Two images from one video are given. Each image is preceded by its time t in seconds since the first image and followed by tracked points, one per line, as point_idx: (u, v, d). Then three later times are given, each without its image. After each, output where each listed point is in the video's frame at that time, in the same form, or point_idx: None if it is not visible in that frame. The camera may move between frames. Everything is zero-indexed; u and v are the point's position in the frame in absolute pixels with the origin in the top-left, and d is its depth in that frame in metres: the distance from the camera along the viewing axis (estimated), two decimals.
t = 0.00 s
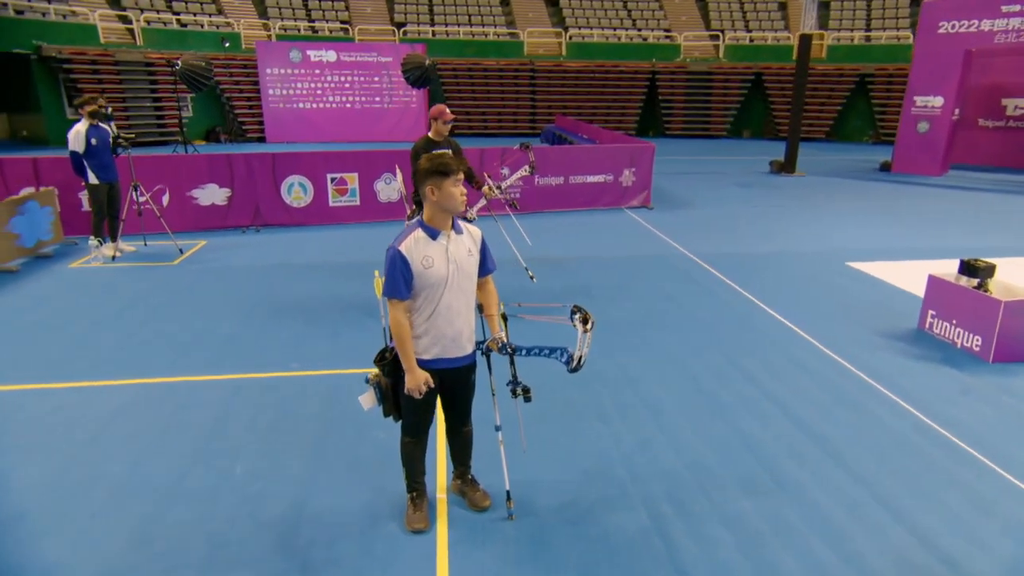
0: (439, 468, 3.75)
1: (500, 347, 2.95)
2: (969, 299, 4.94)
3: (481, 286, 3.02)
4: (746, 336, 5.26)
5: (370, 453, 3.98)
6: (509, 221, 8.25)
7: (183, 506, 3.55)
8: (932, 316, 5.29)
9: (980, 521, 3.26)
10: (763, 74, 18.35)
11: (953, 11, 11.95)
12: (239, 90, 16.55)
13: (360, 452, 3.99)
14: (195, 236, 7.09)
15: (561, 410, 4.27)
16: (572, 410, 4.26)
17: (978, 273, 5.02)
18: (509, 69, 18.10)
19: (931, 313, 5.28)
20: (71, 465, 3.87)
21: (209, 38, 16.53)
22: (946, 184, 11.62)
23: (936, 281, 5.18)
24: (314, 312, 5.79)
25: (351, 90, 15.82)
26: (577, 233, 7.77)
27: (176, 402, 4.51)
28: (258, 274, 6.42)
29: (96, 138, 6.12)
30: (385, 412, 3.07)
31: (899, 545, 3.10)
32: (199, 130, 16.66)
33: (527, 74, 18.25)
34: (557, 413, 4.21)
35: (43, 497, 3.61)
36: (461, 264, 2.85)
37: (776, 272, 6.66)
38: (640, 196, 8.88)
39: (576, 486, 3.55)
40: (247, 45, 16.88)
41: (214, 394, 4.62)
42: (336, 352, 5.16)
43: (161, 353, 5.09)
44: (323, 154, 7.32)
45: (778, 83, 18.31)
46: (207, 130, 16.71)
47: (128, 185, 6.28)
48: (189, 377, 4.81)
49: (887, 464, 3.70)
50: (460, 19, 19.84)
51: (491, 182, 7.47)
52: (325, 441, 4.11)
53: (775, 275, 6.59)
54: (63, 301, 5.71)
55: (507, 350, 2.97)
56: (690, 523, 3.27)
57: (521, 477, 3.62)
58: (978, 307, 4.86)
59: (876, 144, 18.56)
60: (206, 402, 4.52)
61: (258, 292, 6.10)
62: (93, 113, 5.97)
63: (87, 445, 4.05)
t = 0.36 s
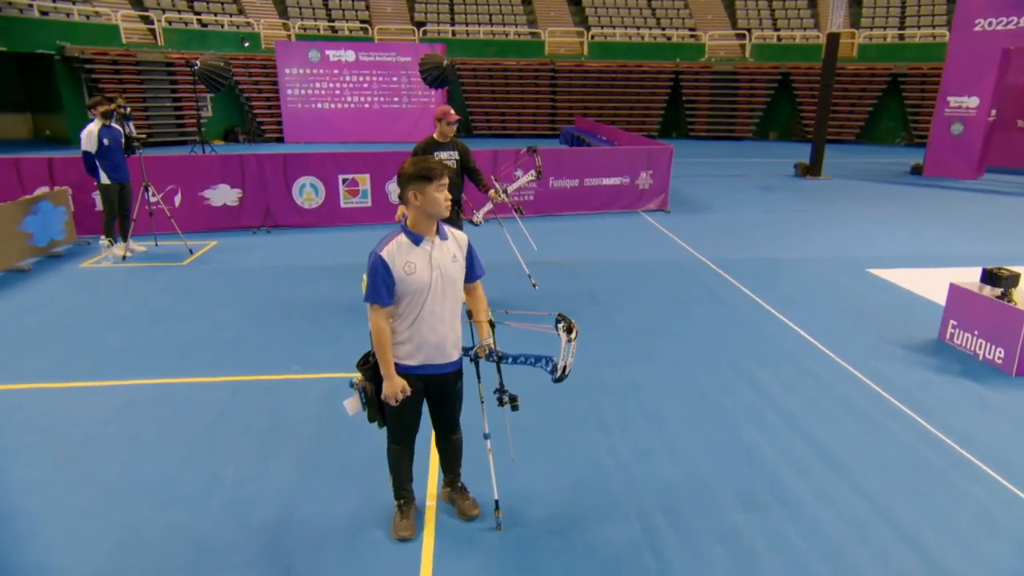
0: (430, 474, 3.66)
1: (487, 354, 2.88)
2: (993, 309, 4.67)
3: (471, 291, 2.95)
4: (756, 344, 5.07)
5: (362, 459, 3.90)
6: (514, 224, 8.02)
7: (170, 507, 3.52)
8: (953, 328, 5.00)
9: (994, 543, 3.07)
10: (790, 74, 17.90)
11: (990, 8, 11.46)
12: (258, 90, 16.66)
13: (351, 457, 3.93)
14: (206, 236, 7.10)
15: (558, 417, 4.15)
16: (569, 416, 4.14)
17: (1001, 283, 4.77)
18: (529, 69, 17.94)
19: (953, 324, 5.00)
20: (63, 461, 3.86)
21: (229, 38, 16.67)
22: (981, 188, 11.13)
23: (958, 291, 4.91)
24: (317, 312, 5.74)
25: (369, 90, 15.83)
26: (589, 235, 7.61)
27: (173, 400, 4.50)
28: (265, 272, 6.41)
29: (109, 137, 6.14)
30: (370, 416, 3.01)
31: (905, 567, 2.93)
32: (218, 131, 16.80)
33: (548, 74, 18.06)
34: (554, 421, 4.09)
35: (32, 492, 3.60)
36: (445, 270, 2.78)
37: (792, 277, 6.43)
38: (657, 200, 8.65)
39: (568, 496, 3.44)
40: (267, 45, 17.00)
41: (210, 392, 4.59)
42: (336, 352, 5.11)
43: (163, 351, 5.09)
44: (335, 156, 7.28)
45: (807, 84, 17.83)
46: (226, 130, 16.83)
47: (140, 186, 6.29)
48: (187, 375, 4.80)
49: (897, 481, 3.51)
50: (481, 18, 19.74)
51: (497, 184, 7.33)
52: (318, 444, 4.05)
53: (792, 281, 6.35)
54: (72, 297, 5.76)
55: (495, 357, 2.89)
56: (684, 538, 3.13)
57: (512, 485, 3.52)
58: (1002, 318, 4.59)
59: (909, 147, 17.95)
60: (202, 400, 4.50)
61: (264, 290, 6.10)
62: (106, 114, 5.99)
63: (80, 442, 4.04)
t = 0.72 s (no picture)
0: (420, 479, 3.52)
1: (476, 359, 2.77)
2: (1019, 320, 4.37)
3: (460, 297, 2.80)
4: (769, 351, 4.83)
5: (352, 463, 3.80)
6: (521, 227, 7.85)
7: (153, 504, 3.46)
8: (976, 339, 4.71)
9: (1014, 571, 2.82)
10: (823, 73, 17.38)
11: None
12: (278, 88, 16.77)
13: (341, 460, 3.82)
14: (218, 235, 7.09)
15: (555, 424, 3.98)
16: (567, 421, 3.98)
17: None
18: (553, 68, 17.73)
19: (976, 334, 4.71)
20: (53, 455, 3.83)
21: (251, 37, 16.80)
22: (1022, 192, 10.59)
23: (981, 299, 4.62)
24: (320, 312, 5.67)
25: (390, 88, 15.82)
26: (602, 237, 7.41)
27: (168, 396, 4.46)
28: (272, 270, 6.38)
29: (122, 137, 6.14)
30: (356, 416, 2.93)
31: None
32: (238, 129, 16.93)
33: (571, 73, 17.84)
34: (550, 427, 3.93)
35: (19, 485, 3.57)
36: (431, 274, 2.66)
37: (812, 283, 6.14)
38: (676, 203, 8.39)
39: (558, 506, 3.28)
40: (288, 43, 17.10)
41: (206, 390, 4.55)
42: (334, 352, 5.02)
43: (164, 347, 5.07)
44: (348, 156, 7.21)
45: (840, 83, 17.28)
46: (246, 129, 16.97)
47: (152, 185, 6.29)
48: (185, 372, 4.76)
49: (911, 502, 3.25)
50: (504, 16, 19.58)
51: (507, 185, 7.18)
52: (308, 446, 3.96)
53: (812, 287, 6.07)
54: (81, 292, 5.81)
55: (483, 363, 2.78)
56: (678, 553, 2.95)
57: (501, 494, 3.37)
58: None
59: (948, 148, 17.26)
60: (198, 397, 4.46)
61: (270, 288, 6.06)
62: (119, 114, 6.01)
63: (71, 437, 4.01)
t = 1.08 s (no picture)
0: (413, 481, 3.40)
1: (469, 353, 2.66)
2: None
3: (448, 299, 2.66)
4: (785, 357, 4.58)
5: (344, 463, 3.70)
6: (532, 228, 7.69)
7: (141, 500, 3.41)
8: (1001, 348, 4.39)
9: None
10: (859, 70, 16.84)
11: None
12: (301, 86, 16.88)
13: (333, 459, 3.73)
14: (233, 233, 7.09)
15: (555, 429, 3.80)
16: (567, 424, 3.82)
17: None
18: (578, 65, 17.49)
19: (1002, 343, 4.38)
20: (48, 448, 3.83)
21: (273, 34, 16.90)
22: None
23: (1008, 306, 4.30)
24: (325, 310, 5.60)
25: (412, 86, 15.77)
26: (618, 238, 7.22)
27: (168, 391, 4.43)
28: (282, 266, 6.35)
29: (138, 134, 6.14)
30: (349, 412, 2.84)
31: None
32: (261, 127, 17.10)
33: (597, 71, 17.60)
34: (549, 431, 3.77)
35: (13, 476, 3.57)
36: (415, 277, 2.51)
37: (836, 288, 5.85)
38: (697, 204, 8.12)
39: (549, 514, 3.12)
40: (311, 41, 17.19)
41: (205, 386, 4.51)
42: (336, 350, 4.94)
43: (169, 343, 5.06)
44: (363, 155, 7.14)
45: (877, 81, 16.70)
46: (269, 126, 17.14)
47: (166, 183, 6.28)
48: (187, 367, 4.73)
49: (924, 522, 3.01)
50: (530, 13, 19.39)
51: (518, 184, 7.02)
52: (302, 445, 3.87)
53: (835, 291, 5.78)
54: (94, 286, 5.86)
55: (475, 357, 2.67)
56: (670, 568, 2.78)
57: (492, 499, 3.22)
58: None
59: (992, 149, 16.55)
60: (197, 392, 4.44)
61: (278, 285, 6.03)
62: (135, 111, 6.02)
63: (68, 429, 4.01)
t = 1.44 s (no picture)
0: (407, 481, 3.26)
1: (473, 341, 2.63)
2: None
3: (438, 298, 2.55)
4: (801, 363, 4.32)
5: (337, 462, 3.59)
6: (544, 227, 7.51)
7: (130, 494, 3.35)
8: None
9: None
10: (898, 66, 16.25)
11: None
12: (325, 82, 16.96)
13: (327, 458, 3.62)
14: (248, 230, 7.08)
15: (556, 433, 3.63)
16: (570, 427, 3.65)
17: None
18: (605, 62, 17.19)
19: None
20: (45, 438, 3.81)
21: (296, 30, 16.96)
22: None
23: None
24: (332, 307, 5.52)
25: (436, 83, 15.68)
26: (636, 238, 7.00)
27: (167, 385, 4.39)
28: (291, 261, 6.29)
29: (154, 131, 6.16)
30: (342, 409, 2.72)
31: None
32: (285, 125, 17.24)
33: (624, 68, 17.28)
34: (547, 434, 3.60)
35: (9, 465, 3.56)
36: (397, 276, 2.38)
37: (863, 292, 5.54)
38: (721, 205, 7.82)
39: (540, 521, 2.96)
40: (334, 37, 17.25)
41: (205, 381, 4.46)
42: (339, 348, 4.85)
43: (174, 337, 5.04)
44: (378, 153, 7.05)
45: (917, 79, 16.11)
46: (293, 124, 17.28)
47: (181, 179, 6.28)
48: (189, 362, 4.70)
49: (941, 542, 2.76)
50: (556, 8, 19.15)
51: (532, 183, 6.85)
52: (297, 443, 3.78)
53: (862, 296, 5.47)
54: (107, 279, 5.90)
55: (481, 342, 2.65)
56: None
57: (483, 504, 3.07)
58: None
59: None
60: (197, 387, 4.39)
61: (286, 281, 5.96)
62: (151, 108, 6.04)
63: (67, 422, 3.99)
